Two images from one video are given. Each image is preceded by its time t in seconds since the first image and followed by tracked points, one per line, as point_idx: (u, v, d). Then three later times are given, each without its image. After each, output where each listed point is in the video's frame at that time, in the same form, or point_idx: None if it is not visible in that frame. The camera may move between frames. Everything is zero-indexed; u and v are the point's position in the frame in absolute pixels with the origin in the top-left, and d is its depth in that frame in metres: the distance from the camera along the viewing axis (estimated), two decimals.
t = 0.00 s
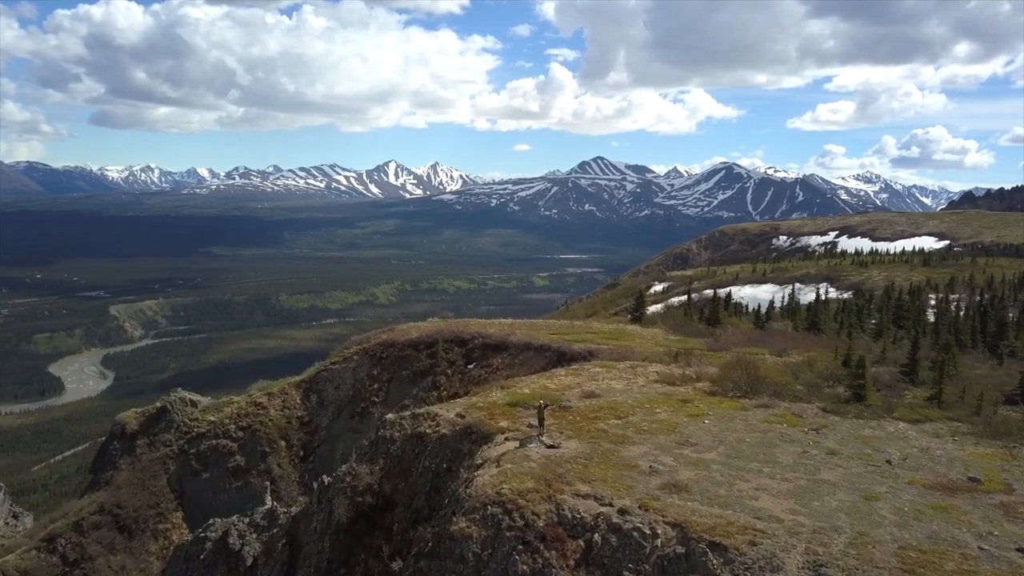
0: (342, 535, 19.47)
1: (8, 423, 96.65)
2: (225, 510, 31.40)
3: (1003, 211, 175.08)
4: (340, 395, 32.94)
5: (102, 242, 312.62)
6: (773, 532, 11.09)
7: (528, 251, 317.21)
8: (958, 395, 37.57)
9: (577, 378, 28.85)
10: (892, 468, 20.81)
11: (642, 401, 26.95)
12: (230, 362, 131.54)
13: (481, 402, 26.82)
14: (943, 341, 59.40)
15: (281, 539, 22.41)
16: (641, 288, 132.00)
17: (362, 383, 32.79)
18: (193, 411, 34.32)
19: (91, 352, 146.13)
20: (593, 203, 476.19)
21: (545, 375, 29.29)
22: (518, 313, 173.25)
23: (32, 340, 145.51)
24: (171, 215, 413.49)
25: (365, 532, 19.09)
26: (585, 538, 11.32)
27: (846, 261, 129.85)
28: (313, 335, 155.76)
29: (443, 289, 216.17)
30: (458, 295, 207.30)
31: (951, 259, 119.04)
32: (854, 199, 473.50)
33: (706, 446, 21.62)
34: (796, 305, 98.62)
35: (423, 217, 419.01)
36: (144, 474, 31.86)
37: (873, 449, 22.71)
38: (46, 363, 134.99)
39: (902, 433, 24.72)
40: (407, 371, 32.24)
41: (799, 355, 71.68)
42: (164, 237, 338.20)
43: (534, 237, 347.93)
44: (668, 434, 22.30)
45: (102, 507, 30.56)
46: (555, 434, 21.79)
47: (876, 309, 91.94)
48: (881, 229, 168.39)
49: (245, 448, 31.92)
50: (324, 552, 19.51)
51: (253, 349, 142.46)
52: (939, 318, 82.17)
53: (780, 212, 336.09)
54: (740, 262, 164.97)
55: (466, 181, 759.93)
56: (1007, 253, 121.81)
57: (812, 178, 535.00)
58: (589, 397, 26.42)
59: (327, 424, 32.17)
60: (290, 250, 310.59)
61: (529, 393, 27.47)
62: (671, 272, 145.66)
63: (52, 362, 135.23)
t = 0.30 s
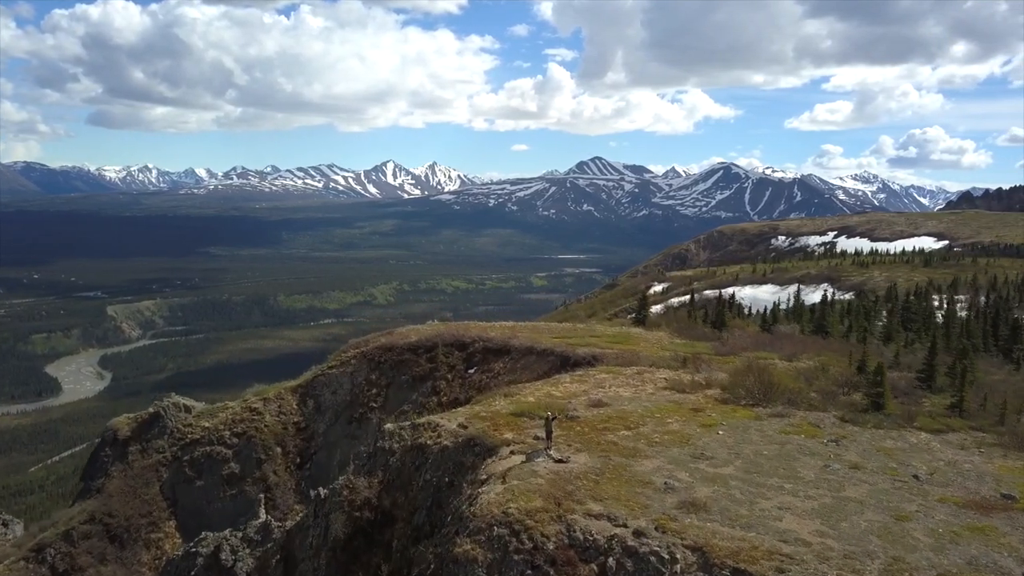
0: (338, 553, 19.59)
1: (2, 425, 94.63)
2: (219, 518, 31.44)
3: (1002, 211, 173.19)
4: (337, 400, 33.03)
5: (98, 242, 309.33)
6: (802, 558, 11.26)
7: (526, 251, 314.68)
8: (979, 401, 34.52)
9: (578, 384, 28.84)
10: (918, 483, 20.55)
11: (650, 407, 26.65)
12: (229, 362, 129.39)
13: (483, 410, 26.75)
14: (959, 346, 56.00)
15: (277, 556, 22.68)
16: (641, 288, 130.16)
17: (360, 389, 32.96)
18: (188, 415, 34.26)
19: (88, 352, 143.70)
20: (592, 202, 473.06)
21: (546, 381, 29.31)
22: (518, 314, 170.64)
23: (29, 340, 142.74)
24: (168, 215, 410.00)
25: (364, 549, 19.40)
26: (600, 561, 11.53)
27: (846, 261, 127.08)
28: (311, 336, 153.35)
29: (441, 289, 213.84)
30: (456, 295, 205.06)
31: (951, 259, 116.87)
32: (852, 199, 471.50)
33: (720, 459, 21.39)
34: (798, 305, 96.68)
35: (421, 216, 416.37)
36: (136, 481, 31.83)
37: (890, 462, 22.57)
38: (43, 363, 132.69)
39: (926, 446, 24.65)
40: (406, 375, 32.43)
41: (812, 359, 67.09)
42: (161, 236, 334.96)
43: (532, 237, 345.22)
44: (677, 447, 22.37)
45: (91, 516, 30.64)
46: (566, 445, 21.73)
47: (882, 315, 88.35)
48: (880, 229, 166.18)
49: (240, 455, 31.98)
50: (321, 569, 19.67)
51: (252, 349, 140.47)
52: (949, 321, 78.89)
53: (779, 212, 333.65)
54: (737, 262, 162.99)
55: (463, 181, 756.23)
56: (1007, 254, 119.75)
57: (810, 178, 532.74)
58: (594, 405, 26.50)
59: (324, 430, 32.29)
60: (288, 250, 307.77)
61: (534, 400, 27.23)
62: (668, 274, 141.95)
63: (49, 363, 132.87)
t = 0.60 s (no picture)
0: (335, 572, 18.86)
1: None
2: (213, 527, 31.70)
3: (1000, 211, 171.17)
4: (334, 406, 33.07)
5: (95, 242, 306.42)
6: None
7: (524, 251, 312.40)
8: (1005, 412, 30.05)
9: (579, 394, 27.76)
10: (950, 501, 18.76)
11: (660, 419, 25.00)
12: (227, 362, 127.29)
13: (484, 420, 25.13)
14: (978, 350, 52.16)
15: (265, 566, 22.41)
16: (641, 289, 128.24)
17: (357, 394, 32.80)
18: (181, 422, 34.95)
19: (86, 353, 141.43)
20: (590, 202, 470.83)
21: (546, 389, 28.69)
22: (518, 315, 168.35)
23: (27, 341, 140.58)
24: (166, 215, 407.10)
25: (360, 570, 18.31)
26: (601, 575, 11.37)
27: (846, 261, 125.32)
28: (309, 335, 151.30)
29: (440, 289, 211.67)
30: (455, 295, 202.94)
31: (952, 260, 114.65)
32: (850, 198, 469.46)
33: (740, 474, 19.36)
34: (800, 306, 94.24)
35: (420, 216, 413.97)
36: (128, 490, 32.20)
37: (917, 478, 20.47)
38: (41, 363, 130.63)
39: (950, 459, 22.59)
40: (404, 380, 32.25)
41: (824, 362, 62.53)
42: (159, 236, 332.19)
43: (531, 237, 342.86)
44: (692, 461, 20.39)
45: (83, 525, 31.17)
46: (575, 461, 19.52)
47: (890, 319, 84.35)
48: (879, 229, 164.12)
49: (235, 462, 32.12)
50: None
51: (252, 349, 138.58)
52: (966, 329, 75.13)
53: (777, 212, 331.22)
54: (735, 262, 160.83)
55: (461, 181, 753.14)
56: (1007, 253, 117.78)
57: (808, 177, 530.53)
58: (601, 415, 25.27)
59: (321, 437, 32.27)
60: (286, 250, 305.44)
61: (538, 410, 26.25)
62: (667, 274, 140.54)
63: (47, 363, 130.78)
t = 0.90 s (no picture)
0: None
1: None
2: (207, 538, 29.34)
3: (998, 211, 168.93)
4: (332, 411, 30.76)
5: (93, 242, 303.95)
6: None
7: (523, 251, 310.09)
8: None
9: (588, 402, 25.46)
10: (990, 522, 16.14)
11: (671, 428, 22.72)
12: (225, 363, 125.01)
13: (485, 434, 23.00)
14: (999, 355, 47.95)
15: None
16: (639, 290, 125.82)
17: (354, 399, 30.58)
18: (174, 427, 32.31)
19: (83, 353, 139.04)
20: (588, 203, 468.52)
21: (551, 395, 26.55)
22: (517, 315, 165.83)
23: (23, 341, 137.88)
24: (164, 215, 404.49)
25: None
26: None
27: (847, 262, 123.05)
28: (307, 336, 148.93)
29: (438, 289, 209.42)
30: (454, 294, 200.65)
31: (952, 259, 112.23)
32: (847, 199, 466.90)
33: (761, 491, 17.18)
34: (798, 309, 91.73)
35: (419, 216, 411.53)
36: (120, 499, 30.01)
37: (948, 494, 17.93)
38: (39, 364, 128.31)
39: (980, 473, 19.81)
40: (403, 386, 30.09)
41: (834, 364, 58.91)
42: (156, 236, 329.68)
43: (529, 237, 340.46)
44: (706, 476, 18.13)
45: (72, 535, 29.04)
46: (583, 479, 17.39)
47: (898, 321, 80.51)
48: (879, 229, 161.68)
49: (229, 468, 29.88)
50: None
51: (250, 349, 136.27)
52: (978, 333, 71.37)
53: (775, 213, 328.88)
54: (732, 262, 158.43)
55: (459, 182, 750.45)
56: (1008, 254, 115.60)
57: (806, 177, 528.12)
58: (610, 425, 23.05)
59: (318, 444, 29.97)
60: (284, 250, 303.25)
61: (546, 421, 23.70)
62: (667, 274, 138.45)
63: (45, 363, 128.40)
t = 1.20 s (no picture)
0: None
1: None
2: (200, 549, 27.84)
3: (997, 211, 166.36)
4: (329, 417, 29.39)
5: (89, 242, 300.35)
6: None
7: (521, 251, 307.13)
8: None
9: (592, 411, 24.50)
10: None
11: (680, 440, 21.59)
12: (223, 363, 122.41)
13: (489, 446, 21.32)
14: None
15: None
16: (635, 291, 122.59)
17: (351, 404, 29.39)
18: (166, 433, 30.61)
19: (81, 353, 136.05)
20: (586, 203, 465.39)
21: (553, 404, 25.85)
22: (517, 316, 163.04)
23: (19, 342, 134.28)
24: (162, 215, 400.96)
25: None
26: None
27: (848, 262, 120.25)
28: (305, 336, 146.21)
29: (436, 289, 206.62)
30: (452, 295, 197.83)
31: (954, 259, 109.04)
32: (846, 199, 464.20)
33: (783, 512, 14.29)
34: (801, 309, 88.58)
35: (417, 216, 408.43)
36: (110, 508, 28.44)
37: (984, 514, 16.54)
38: (35, 364, 125.54)
39: (1013, 489, 18.22)
40: (402, 392, 29.03)
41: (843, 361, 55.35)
42: (153, 236, 326.14)
43: (527, 237, 337.83)
44: (724, 495, 17.01)
45: (59, 546, 28.01)
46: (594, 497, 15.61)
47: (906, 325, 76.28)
48: (878, 230, 159.03)
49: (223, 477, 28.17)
50: None
51: (248, 349, 133.58)
52: (991, 336, 67.42)
53: (774, 213, 326.11)
54: (730, 262, 155.69)
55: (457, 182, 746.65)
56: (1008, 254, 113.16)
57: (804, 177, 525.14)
58: (617, 436, 21.81)
59: (314, 451, 28.58)
60: (282, 251, 300.06)
61: (551, 432, 22.45)
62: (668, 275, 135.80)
63: (42, 363, 125.82)
